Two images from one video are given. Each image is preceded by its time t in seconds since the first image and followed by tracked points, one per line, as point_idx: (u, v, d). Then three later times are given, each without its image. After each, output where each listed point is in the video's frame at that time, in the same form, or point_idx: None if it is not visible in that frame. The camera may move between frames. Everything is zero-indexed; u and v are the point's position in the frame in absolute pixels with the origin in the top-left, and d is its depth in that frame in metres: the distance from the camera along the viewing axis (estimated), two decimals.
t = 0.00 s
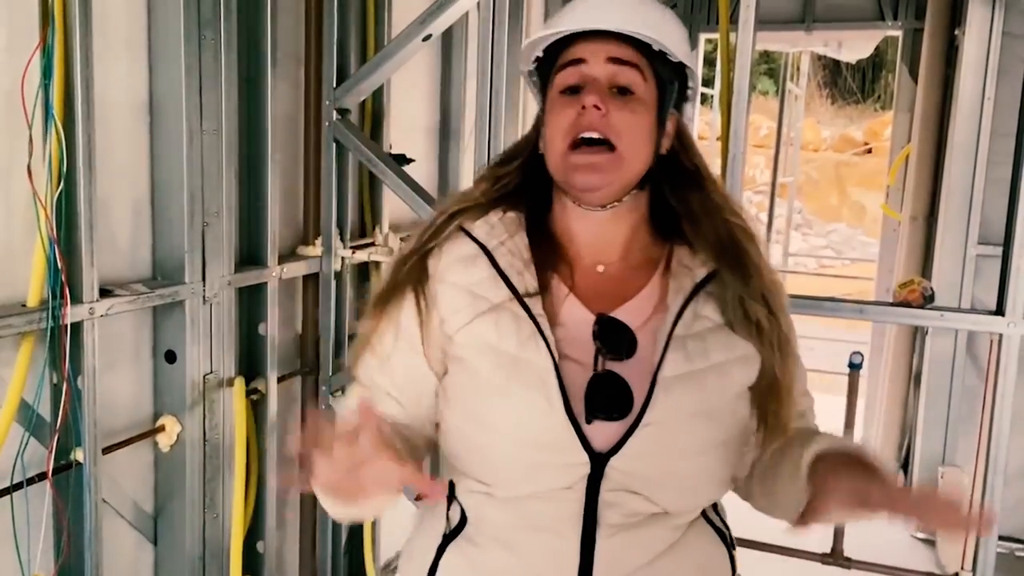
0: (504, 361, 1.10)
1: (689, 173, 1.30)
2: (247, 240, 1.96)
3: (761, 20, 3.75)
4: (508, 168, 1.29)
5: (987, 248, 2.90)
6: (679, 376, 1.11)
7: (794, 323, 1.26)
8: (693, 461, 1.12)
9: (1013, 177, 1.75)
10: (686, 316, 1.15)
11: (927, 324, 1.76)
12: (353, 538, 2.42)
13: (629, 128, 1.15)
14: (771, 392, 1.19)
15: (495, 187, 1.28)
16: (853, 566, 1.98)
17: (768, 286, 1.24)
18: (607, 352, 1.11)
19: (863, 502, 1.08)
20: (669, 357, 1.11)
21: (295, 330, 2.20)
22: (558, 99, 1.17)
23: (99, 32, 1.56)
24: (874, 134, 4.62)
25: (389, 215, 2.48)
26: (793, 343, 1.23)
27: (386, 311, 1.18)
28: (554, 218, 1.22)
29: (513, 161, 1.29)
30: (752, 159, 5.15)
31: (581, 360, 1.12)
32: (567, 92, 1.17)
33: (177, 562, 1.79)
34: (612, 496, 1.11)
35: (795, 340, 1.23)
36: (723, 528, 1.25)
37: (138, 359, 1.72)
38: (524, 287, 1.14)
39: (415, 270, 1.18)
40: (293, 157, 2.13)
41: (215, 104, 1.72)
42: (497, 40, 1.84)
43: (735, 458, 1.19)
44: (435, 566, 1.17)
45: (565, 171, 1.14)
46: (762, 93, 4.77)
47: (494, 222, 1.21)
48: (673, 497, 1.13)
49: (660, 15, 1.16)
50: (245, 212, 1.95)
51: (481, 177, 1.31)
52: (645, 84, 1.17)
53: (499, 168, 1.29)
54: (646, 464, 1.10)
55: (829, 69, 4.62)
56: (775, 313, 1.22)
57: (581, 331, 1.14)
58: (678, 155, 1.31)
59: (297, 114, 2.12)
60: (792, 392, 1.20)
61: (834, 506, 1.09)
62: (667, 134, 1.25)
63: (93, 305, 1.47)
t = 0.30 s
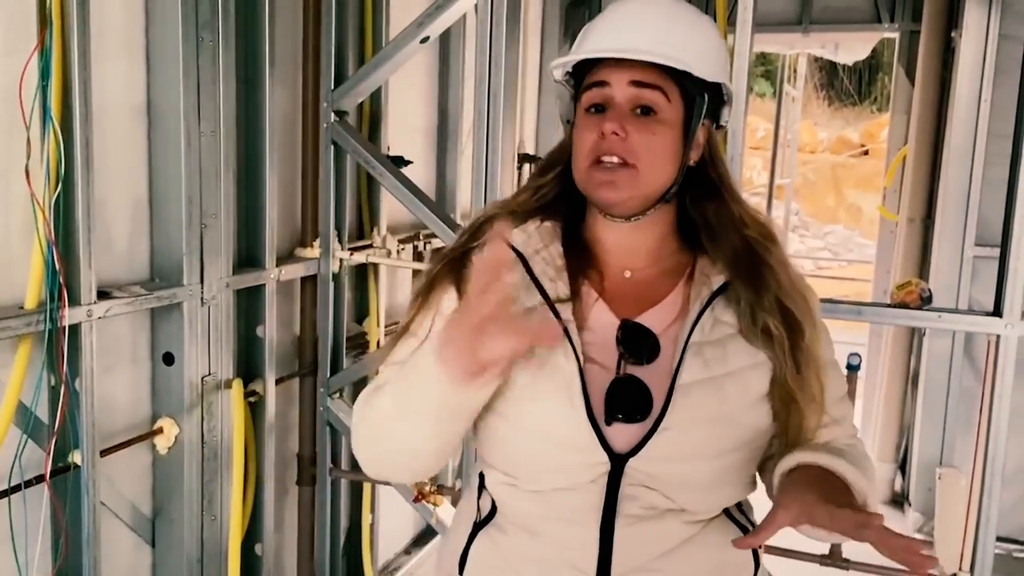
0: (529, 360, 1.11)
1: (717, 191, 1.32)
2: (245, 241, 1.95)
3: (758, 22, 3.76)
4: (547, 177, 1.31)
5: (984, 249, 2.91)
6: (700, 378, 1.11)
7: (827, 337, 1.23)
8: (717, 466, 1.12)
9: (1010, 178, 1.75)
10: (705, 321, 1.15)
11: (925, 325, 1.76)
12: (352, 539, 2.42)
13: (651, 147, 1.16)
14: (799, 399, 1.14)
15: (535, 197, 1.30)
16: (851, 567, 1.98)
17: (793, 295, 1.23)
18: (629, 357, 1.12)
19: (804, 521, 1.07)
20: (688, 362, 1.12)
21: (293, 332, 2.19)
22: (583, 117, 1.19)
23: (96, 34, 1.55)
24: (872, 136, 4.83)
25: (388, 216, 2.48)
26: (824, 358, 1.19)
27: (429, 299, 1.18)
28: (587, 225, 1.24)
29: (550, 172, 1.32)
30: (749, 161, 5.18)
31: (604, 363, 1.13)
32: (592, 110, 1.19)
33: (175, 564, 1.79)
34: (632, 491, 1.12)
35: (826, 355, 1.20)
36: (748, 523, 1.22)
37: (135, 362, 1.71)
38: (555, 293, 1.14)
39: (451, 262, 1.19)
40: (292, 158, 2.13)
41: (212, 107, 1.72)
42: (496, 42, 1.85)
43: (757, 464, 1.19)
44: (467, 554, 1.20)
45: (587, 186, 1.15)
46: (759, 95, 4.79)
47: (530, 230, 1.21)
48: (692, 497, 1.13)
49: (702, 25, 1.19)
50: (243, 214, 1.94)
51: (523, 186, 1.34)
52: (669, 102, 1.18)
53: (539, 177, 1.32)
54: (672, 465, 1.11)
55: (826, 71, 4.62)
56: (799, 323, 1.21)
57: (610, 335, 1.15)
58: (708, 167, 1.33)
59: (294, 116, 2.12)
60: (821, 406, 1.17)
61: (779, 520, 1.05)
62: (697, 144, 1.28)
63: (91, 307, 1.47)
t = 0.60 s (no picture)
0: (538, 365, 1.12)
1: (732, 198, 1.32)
2: (244, 245, 1.95)
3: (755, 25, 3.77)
4: (568, 183, 1.32)
5: (981, 252, 2.91)
6: (711, 385, 1.12)
7: (837, 343, 1.22)
8: (722, 469, 1.12)
9: (1008, 182, 1.75)
10: (718, 329, 1.16)
11: (923, 328, 1.77)
12: (350, 541, 2.42)
13: (662, 160, 1.16)
14: (805, 410, 1.14)
15: (554, 203, 1.31)
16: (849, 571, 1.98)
17: (805, 303, 1.22)
18: (645, 364, 1.12)
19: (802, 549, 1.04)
20: (699, 371, 1.12)
21: (290, 335, 2.20)
22: (595, 130, 1.20)
23: (95, 37, 1.56)
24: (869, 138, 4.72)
25: (386, 219, 2.48)
26: (832, 368, 1.19)
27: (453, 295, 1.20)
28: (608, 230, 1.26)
29: (571, 178, 1.33)
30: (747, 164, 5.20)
31: (620, 368, 1.15)
32: (603, 123, 1.19)
33: (172, 568, 1.78)
34: (638, 491, 1.13)
35: (835, 364, 1.20)
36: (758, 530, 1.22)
37: (133, 366, 1.71)
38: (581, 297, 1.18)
39: (475, 265, 1.21)
40: (291, 162, 2.14)
41: (211, 110, 1.72)
42: (495, 46, 1.85)
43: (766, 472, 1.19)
44: (479, 545, 1.21)
45: (601, 198, 1.18)
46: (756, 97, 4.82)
47: (558, 233, 1.24)
48: (698, 500, 1.13)
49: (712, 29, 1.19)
50: (241, 216, 1.95)
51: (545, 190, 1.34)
52: (679, 112, 1.18)
53: (560, 183, 1.33)
54: (678, 467, 1.11)
55: (823, 73, 4.67)
56: (808, 329, 1.19)
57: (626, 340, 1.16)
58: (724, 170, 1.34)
59: (293, 120, 2.13)
60: (827, 411, 1.17)
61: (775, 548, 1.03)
62: (710, 146, 1.28)
63: (90, 311, 1.47)
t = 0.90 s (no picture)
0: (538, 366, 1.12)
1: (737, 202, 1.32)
2: (241, 246, 1.95)
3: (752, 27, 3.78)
4: (577, 184, 1.32)
5: (978, 253, 2.91)
6: (713, 387, 1.11)
7: (839, 344, 1.22)
8: (722, 470, 1.12)
9: (1004, 183, 1.75)
10: (721, 330, 1.16)
11: (920, 329, 1.77)
12: (349, 542, 2.42)
13: (667, 176, 1.15)
14: (806, 413, 1.14)
15: (563, 203, 1.31)
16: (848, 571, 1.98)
17: (810, 309, 1.21)
18: (646, 362, 1.14)
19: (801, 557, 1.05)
20: (700, 372, 1.12)
21: (289, 337, 2.20)
22: (601, 144, 1.19)
23: (93, 38, 1.56)
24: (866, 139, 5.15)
25: (383, 221, 2.48)
26: (836, 371, 1.19)
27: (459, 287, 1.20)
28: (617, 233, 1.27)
29: (580, 179, 1.32)
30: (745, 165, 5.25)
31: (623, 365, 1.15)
32: (609, 137, 1.18)
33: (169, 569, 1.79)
34: (638, 491, 1.13)
35: (838, 367, 1.19)
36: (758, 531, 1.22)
37: (131, 367, 1.71)
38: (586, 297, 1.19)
39: (480, 259, 1.21)
40: (289, 164, 2.14)
41: (209, 112, 1.72)
42: (492, 48, 1.85)
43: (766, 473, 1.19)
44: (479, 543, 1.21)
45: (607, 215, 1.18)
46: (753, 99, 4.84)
47: (565, 232, 1.25)
48: (698, 499, 1.13)
49: (715, 33, 1.17)
50: (239, 216, 1.95)
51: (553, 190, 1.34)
52: (684, 128, 1.16)
53: (569, 184, 1.33)
54: (678, 468, 1.11)
55: (821, 75, 4.64)
56: (812, 335, 1.19)
57: (630, 340, 1.17)
58: (729, 177, 1.33)
59: (291, 122, 2.13)
60: (828, 416, 1.16)
61: (774, 555, 1.03)
62: (717, 154, 1.27)
63: (87, 313, 1.47)
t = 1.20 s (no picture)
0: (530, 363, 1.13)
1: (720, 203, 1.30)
2: (239, 247, 1.95)
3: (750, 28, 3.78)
4: (561, 187, 1.32)
5: (975, 253, 2.92)
6: (694, 376, 1.12)
7: (824, 338, 1.21)
8: (705, 460, 1.13)
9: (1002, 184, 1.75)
10: (705, 322, 1.16)
11: (918, 330, 1.77)
12: (349, 543, 2.41)
13: (646, 179, 1.16)
14: (789, 407, 1.14)
15: (548, 205, 1.31)
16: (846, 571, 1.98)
17: (791, 303, 1.21)
18: (631, 355, 1.14)
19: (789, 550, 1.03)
20: (682, 362, 1.13)
21: (288, 338, 2.20)
22: (578, 150, 1.19)
23: (91, 40, 1.56)
24: (864, 141, 5.07)
25: (382, 221, 2.49)
26: (821, 364, 1.18)
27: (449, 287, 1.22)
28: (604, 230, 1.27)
29: (562, 182, 1.32)
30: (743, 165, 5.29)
31: (607, 357, 1.16)
32: (586, 144, 1.18)
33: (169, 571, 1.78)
34: (623, 483, 1.13)
35: (823, 360, 1.19)
36: (741, 523, 1.22)
37: (129, 369, 1.71)
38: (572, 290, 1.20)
39: (469, 259, 1.22)
40: (287, 166, 2.14)
41: (206, 114, 1.72)
42: (490, 49, 1.86)
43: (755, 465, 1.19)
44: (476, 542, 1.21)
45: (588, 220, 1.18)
46: (752, 100, 4.86)
47: (552, 231, 1.26)
48: (682, 491, 1.14)
49: (688, 35, 1.16)
50: (237, 216, 1.94)
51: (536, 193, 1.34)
52: (659, 132, 1.16)
53: (552, 187, 1.32)
54: (670, 463, 1.12)
55: (819, 77, 4.63)
56: (795, 330, 1.18)
57: (616, 332, 1.19)
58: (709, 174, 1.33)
59: (289, 123, 2.13)
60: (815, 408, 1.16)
61: (762, 550, 1.01)
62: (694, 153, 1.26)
63: (85, 314, 1.47)
